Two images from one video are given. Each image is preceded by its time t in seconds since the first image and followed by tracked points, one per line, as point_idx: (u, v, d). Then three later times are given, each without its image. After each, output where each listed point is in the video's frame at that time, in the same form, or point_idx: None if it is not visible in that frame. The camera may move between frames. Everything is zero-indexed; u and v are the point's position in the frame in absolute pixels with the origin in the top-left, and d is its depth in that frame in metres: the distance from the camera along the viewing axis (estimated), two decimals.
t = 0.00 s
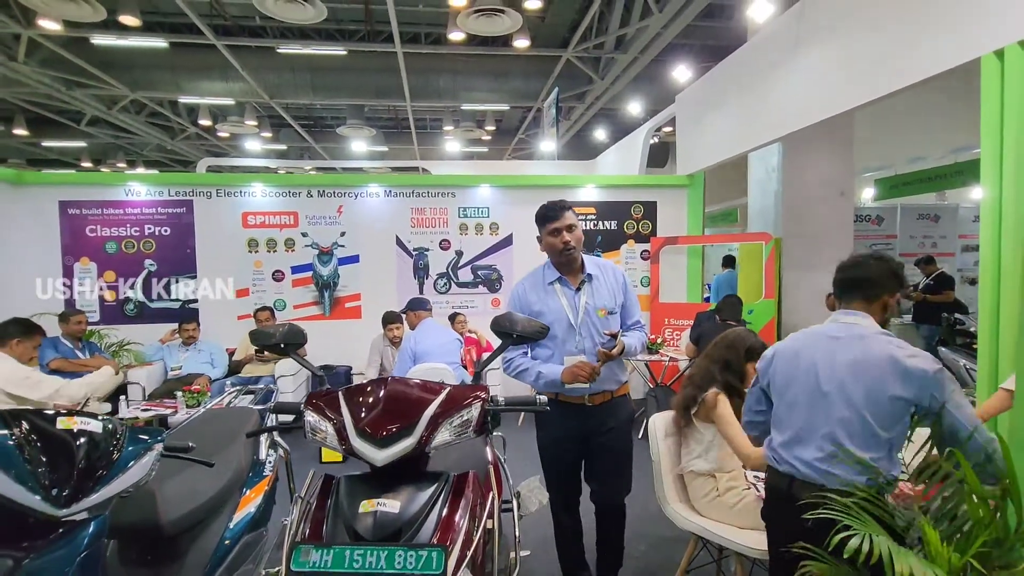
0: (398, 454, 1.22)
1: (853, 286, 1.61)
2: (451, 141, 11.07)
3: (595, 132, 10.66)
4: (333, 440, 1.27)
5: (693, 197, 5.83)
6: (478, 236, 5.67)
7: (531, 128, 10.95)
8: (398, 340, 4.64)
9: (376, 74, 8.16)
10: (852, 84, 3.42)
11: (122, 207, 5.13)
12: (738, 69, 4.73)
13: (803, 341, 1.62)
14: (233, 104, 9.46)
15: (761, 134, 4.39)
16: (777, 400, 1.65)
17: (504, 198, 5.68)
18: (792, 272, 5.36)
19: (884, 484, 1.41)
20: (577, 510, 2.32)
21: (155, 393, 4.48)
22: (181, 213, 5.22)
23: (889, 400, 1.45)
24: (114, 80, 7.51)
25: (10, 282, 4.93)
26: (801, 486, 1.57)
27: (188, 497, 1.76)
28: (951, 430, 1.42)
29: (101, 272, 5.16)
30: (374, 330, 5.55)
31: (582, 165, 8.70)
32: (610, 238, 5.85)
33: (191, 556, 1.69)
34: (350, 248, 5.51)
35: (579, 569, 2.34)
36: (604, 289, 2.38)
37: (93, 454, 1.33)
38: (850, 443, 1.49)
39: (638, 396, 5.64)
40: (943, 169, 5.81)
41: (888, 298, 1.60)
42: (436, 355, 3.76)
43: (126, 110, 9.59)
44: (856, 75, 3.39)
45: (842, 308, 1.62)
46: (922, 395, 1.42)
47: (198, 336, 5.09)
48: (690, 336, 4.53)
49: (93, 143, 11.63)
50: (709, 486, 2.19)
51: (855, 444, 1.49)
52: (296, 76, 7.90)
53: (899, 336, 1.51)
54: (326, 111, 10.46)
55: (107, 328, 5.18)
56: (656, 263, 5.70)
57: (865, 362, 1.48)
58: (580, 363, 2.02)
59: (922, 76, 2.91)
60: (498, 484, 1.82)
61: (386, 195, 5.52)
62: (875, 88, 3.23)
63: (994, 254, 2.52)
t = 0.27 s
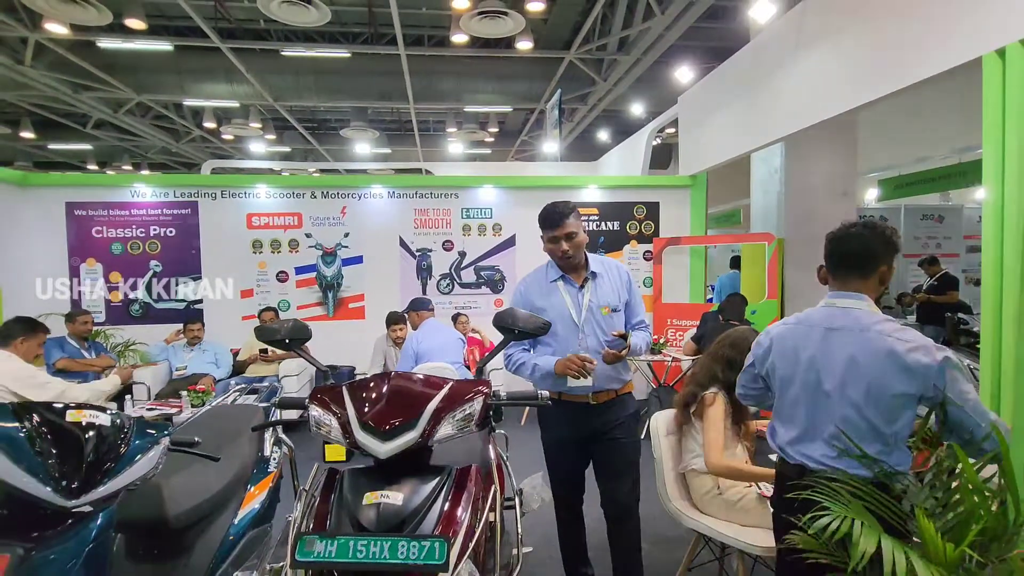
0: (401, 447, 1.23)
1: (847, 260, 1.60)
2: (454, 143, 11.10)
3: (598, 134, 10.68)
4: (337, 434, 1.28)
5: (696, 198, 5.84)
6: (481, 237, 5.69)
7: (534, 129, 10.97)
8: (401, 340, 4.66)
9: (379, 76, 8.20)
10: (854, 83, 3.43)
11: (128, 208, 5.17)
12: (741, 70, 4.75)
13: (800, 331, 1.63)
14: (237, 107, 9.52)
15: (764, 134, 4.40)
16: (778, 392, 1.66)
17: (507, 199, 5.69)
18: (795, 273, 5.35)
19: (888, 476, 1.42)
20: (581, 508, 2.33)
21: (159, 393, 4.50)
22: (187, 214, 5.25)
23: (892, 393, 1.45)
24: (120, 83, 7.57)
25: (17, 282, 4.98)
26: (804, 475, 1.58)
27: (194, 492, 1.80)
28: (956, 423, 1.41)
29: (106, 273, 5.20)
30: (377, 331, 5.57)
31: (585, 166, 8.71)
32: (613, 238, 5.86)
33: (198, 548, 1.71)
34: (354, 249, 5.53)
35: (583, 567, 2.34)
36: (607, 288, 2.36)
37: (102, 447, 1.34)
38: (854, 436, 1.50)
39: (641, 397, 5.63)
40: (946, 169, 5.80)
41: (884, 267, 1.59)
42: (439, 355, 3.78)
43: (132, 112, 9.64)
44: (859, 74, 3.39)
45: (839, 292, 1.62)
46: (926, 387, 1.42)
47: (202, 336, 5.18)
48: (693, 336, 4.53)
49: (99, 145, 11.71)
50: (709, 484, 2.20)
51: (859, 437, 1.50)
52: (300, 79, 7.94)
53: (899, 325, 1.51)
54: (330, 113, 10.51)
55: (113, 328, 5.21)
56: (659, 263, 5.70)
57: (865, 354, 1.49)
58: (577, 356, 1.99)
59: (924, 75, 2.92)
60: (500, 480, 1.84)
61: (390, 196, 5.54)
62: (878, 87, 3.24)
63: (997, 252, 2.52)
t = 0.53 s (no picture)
0: (403, 439, 1.25)
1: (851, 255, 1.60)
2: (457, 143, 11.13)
3: (601, 134, 10.69)
4: (340, 427, 1.31)
5: (698, 198, 5.85)
6: (484, 237, 5.71)
7: (537, 130, 10.99)
8: (403, 338, 4.69)
9: (383, 77, 8.23)
10: (856, 82, 3.43)
11: (134, 208, 5.21)
12: (743, 70, 4.75)
13: (802, 328, 1.64)
14: (241, 108, 9.57)
15: (765, 133, 4.41)
16: (778, 387, 1.69)
17: (510, 198, 5.71)
18: (797, 272, 5.35)
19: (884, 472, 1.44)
20: (583, 505, 2.34)
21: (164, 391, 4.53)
22: (191, 214, 5.29)
23: (891, 392, 1.46)
24: (125, 84, 7.62)
25: (24, 281, 5.03)
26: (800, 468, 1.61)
27: (201, 485, 1.81)
28: (956, 421, 1.41)
29: (112, 272, 5.24)
30: (380, 330, 5.60)
31: (587, 166, 8.72)
32: (615, 238, 5.87)
33: (204, 539, 1.75)
34: (357, 248, 5.56)
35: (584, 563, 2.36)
36: (615, 288, 2.30)
37: (112, 439, 1.37)
38: (853, 432, 1.52)
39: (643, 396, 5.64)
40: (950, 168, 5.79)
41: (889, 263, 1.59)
42: (441, 353, 3.79)
43: (136, 113, 9.70)
44: (861, 73, 3.40)
45: (842, 289, 1.62)
46: (926, 386, 1.43)
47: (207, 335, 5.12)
48: (694, 335, 4.53)
49: (104, 146, 11.79)
50: (709, 482, 2.22)
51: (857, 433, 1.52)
52: (303, 80, 7.98)
53: (901, 325, 1.50)
54: (333, 114, 10.55)
55: (119, 327, 5.26)
56: (661, 263, 5.71)
57: (865, 353, 1.50)
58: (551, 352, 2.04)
59: (926, 74, 2.93)
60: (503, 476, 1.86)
61: (392, 195, 5.57)
62: (879, 85, 3.25)
63: (999, 250, 2.52)
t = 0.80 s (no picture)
0: (405, 430, 1.28)
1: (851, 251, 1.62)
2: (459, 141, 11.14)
3: (603, 132, 10.70)
4: (344, 419, 1.34)
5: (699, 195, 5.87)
6: (485, 235, 5.73)
7: (539, 128, 11.01)
8: (405, 335, 4.72)
9: (385, 75, 8.26)
10: (857, 80, 3.45)
11: (138, 206, 5.25)
12: (744, 68, 4.77)
13: (800, 324, 1.66)
14: (243, 107, 9.60)
15: (766, 131, 4.43)
16: (776, 381, 1.72)
17: (511, 196, 5.74)
18: (798, 270, 5.37)
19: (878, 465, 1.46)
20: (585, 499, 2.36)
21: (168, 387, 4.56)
22: (195, 212, 5.33)
23: (887, 388, 1.48)
24: (127, 82, 7.66)
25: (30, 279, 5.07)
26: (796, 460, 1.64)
27: (206, 477, 1.83)
28: (950, 415, 1.43)
29: (117, 270, 5.28)
30: (382, 327, 5.63)
31: (589, 164, 8.74)
32: (615, 236, 5.89)
33: (211, 530, 1.80)
34: (359, 246, 5.60)
35: (584, 557, 2.38)
36: (628, 289, 2.26)
37: (122, 429, 1.41)
38: (848, 426, 1.55)
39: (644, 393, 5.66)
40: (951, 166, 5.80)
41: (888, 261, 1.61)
42: (443, 350, 3.82)
43: (140, 112, 9.75)
44: (862, 70, 3.41)
45: (840, 286, 1.64)
46: (920, 382, 1.45)
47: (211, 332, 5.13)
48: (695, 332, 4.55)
49: (107, 145, 11.84)
50: (707, 475, 2.25)
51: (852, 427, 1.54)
52: (306, 78, 8.01)
53: (898, 322, 1.52)
54: (335, 113, 10.58)
55: (123, 324, 5.30)
56: (662, 261, 5.72)
57: (862, 350, 1.52)
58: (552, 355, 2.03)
59: (926, 71, 2.95)
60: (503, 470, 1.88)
61: (394, 193, 5.60)
62: (880, 83, 3.26)
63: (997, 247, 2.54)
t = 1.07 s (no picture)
0: (407, 420, 1.32)
1: (844, 248, 1.66)
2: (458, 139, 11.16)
3: (602, 130, 10.72)
4: (348, 409, 1.38)
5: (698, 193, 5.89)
6: (486, 232, 5.77)
7: (538, 126, 11.03)
8: (406, 331, 4.76)
9: (385, 73, 8.28)
10: (854, 77, 3.48)
11: (140, 204, 5.29)
12: (743, 66, 4.79)
13: (792, 319, 1.70)
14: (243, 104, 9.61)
15: (764, 129, 4.46)
16: (768, 374, 1.76)
17: (511, 194, 5.77)
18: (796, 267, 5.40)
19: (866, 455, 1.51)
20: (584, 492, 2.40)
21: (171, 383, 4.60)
22: (197, 209, 5.36)
23: (875, 380, 1.52)
24: (128, 80, 7.69)
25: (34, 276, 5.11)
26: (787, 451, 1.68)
27: (213, 468, 1.90)
28: (936, 406, 1.48)
29: (119, 266, 5.32)
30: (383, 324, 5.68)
31: (588, 161, 8.76)
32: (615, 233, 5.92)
33: (217, 520, 1.83)
34: (360, 243, 5.63)
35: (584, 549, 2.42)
36: (646, 285, 2.24)
37: (132, 420, 1.46)
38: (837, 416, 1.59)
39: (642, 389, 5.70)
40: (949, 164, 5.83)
41: (878, 260, 1.65)
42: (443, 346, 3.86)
43: (140, 110, 9.78)
44: (859, 68, 3.45)
45: (832, 281, 1.68)
46: (908, 374, 1.49)
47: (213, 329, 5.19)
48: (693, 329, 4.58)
49: (108, 142, 11.86)
50: (702, 468, 2.29)
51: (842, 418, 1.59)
52: (306, 76, 8.04)
53: (887, 315, 1.56)
54: (335, 110, 10.60)
55: (126, 320, 5.35)
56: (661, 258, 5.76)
57: (851, 343, 1.56)
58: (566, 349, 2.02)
59: (923, 69, 2.98)
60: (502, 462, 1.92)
61: (395, 191, 5.63)
62: (877, 81, 3.29)
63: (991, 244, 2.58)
